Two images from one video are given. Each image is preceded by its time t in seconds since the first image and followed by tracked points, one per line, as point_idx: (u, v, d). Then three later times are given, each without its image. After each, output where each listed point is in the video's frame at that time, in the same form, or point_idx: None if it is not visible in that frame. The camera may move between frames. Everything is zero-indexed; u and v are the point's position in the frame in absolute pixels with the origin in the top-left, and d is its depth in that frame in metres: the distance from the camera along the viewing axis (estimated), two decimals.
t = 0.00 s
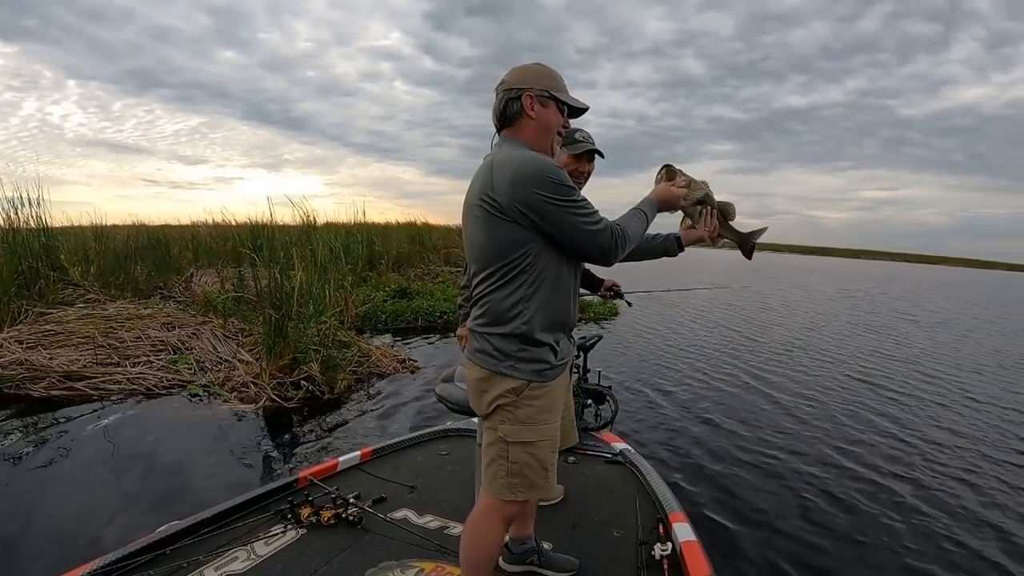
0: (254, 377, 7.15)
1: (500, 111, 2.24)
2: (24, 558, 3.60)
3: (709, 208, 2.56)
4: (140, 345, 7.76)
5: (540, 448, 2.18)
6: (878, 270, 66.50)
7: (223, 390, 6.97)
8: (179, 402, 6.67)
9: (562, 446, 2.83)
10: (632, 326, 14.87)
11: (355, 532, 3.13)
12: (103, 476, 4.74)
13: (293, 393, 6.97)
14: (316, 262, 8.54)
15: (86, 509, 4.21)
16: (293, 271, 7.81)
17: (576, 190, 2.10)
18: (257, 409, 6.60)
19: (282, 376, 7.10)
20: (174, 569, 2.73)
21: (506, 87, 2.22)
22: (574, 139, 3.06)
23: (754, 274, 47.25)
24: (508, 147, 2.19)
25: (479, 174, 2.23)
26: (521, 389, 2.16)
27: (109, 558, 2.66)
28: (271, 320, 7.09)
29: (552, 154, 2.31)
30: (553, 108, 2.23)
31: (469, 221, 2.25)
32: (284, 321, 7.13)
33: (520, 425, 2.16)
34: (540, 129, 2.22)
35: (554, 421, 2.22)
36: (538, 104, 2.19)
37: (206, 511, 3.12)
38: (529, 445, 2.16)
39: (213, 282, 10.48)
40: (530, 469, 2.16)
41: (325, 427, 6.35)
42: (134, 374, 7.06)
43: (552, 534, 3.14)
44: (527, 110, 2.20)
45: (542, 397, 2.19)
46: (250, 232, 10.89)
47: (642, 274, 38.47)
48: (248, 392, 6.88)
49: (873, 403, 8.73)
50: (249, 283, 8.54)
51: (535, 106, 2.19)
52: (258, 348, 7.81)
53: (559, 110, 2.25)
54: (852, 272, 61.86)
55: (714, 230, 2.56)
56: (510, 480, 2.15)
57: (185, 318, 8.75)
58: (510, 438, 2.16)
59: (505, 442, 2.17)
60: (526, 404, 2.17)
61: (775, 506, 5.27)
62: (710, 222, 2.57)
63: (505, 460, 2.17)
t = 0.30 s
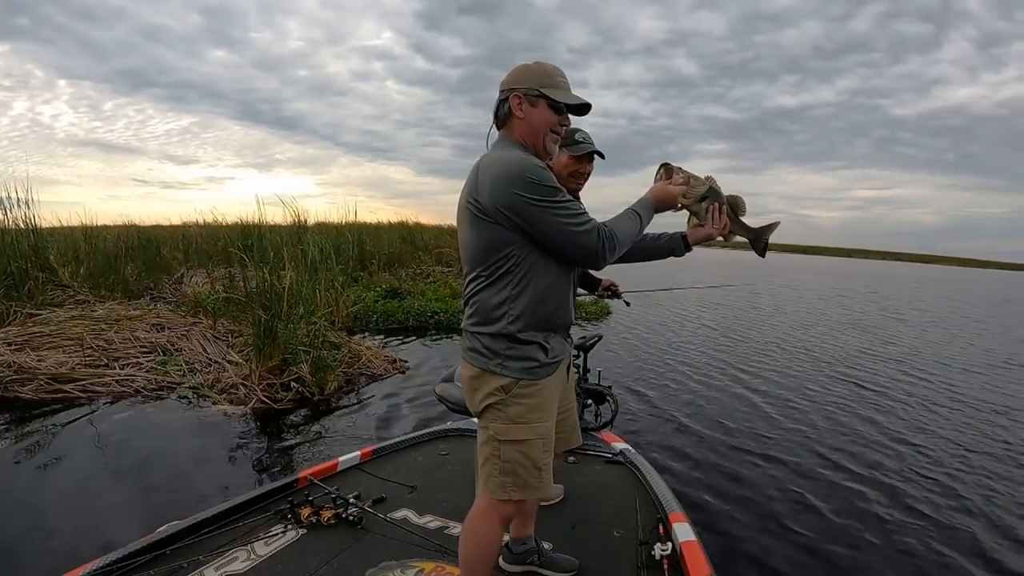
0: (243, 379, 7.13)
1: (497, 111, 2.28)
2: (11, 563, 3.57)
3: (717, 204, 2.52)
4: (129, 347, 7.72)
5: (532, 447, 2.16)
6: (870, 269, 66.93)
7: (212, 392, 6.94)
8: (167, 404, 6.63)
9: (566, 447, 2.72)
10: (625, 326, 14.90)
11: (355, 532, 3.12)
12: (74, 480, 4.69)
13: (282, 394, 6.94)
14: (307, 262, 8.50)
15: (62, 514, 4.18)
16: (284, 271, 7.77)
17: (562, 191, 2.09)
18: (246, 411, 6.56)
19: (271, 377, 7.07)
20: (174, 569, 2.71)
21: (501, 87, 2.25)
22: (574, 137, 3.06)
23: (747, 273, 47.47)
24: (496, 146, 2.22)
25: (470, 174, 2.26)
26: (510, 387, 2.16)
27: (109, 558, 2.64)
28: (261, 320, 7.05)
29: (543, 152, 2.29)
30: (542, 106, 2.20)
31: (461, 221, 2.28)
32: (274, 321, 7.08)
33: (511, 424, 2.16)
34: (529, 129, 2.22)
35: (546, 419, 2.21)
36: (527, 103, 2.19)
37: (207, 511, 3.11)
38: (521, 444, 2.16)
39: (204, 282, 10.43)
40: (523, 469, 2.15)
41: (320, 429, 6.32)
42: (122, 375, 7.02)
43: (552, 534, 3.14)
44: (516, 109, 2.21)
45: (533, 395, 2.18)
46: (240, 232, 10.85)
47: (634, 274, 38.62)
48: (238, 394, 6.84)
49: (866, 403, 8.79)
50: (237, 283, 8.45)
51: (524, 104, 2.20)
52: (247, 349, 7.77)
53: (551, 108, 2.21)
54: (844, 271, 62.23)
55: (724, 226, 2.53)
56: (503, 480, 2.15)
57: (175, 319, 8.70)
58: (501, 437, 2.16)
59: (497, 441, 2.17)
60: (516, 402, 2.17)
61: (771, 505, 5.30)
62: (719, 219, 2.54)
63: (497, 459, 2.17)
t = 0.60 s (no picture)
0: (233, 381, 7.09)
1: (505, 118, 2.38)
2: None
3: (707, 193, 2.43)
4: (119, 348, 7.67)
5: (523, 447, 2.16)
6: (861, 269, 67.33)
7: (202, 394, 6.90)
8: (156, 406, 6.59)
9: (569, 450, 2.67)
10: (618, 326, 14.94)
11: (355, 532, 3.11)
12: (31, 481, 4.65)
13: (273, 396, 6.91)
14: (298, 262, 8.47)
15: (28, 517, 4.12)
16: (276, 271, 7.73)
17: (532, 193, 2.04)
18: (236, 413, 6.53)
19: (261, 378, 7.05)
20: (173, 569, 2.70)
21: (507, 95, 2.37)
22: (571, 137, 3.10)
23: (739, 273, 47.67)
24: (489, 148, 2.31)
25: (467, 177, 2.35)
26: (499, 386, 2.17)
27: (109, 558, 2.63)
28: (251, 321, 7.01)
29: (531, 146, 2.24)
30: (523, 100, 2.20)
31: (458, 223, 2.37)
32: (264, 322, 7.04)
33: (501, 423, 2.17)
34: (515, 126, 2.24)
35: (538, 419, 2.20)
36: (513, 101, 2.24)
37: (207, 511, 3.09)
38: (511, 443, 2.15)
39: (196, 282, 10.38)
40: (514, 469, 2.15)
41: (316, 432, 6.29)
42: (111, 377, 6.98)
43: (552, 534, 3.14)
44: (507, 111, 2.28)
45: (523, 394, 2.18)
46: (232, 233, 10.81)
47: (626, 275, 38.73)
48: (228, 395, 6.81)
49: (859, 403, 8.85)
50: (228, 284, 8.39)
51: (512, 104, 2.25)
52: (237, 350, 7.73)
53: (530, 100, 2.18)
54: (836, 271, 62.57)
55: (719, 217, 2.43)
56: (494, 480, 2.15)
57: (165, 321, 8.65)
58: (492, 436, 2.17)
59: (488, 441, 2.18)
60: (506, 401, 2.17)
61: (767, 505, 5.32)
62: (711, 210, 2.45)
63: (489, 459, 2.18)
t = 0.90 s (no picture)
0: (223, 383, 7.07)
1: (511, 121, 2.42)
2: None
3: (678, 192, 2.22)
4: (108, 350, 7.62)
5: (506, 446, 2.14)
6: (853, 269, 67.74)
7: (191, 396, 6.86)
8: (146, 408, 6.56)
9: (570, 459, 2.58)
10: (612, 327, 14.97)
11: (355, 532, 3.11)
12: (2, 474, 4.75)
13: (263, 398, 6.89)
14: (290, 262, 8.43)
15: (21, 520, 4.09)
16: (267, 271, 7.69)
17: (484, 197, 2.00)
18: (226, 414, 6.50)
19: (252, 380, 7.03)
20: (174, 569, 2.68)
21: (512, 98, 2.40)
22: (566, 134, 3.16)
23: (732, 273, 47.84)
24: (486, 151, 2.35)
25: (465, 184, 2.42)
26: (483, 385, 2.19)
27: (109, 558, 2.61)
28: (241, 323, 6.97)
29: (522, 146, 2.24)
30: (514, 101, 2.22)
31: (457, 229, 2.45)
32: (254, 323, 7.01)
33: (486, 422, 2.18)
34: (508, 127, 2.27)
35: (523, 420, 2.17)
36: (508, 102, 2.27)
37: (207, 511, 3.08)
38: (494, 442, 2.15)
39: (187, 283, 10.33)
40: (497, 469, 2.13)
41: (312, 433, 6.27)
42: (101, 379, 6.93)
43: (553, 533, 3.14)
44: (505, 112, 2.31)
45: (507, 393, 2.17)
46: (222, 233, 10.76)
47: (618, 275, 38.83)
48: (218, 398, 6.78)
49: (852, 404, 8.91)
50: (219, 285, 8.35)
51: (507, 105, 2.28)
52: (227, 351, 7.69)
53: (519, 100, 2.20)
54: (828, 270, 62.92)
55: (694, 216, 2.27)
56: (480, 480, 2.16)
57: (155, 322, 8.59)
58: (477, 435, 2.18)
59: (474, 440, 2.20)
60: (489, 400, 2.18)
61: (763, 507, 5.35)
62: (684, 208, 2.28)
63: (475, 458, 2.19)
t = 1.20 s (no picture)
0: (213, 386, 7.03)
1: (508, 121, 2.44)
2: None
3: (625, 189, 2.20)
4: (98, 354, 7.57)
5: (489, 446, 2.14)
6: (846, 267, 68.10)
7: (182, 400, 6.82)
8: (135, 412, 6.53)
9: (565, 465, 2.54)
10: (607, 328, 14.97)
11: (355, 532, 3.09)
12: None
13: (254, 401, 6.85)
14: (280, 264, 8.40)
15: (16, 524, 4.05)
16: (257, 272, 7.65)
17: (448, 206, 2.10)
18: (217, 419, 6.47)
19: (243, 384, 6.99)
20: (174, 569, 2.66)
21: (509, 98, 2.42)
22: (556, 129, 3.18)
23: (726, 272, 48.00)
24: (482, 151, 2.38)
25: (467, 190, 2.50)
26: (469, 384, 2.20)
27: (109, 558, 2.58)
28: (230, 326, 6.93)
29: (511, 146, 2.26)
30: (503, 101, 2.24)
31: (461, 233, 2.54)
32: (244, 326, 6.97)
33: (471, 420, 2.19)
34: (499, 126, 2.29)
35: (508, 420, 2.17)
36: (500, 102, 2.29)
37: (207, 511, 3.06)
38: (478, 441, 2.16)
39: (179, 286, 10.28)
40: (480, 468, 2.13)
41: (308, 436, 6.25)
42: (91, 384, 6.88)
43: (552, 534, 3.14)
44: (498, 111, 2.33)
45: (490, 393, 2.18)
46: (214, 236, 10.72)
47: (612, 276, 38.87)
48: (208, 402, 6.75)
49: (847, 403, 8.95)
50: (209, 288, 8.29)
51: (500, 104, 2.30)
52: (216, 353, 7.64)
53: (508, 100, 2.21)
54: (821, 269, 63.25)
55: (647, 214, 2.27)
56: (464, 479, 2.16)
57: (146, 326, 8.54)
58: (463, 434, 2.20)
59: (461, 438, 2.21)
60: (474, 398, 2.19)
61: (761, 506, 5.38)
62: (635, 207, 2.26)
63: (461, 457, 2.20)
